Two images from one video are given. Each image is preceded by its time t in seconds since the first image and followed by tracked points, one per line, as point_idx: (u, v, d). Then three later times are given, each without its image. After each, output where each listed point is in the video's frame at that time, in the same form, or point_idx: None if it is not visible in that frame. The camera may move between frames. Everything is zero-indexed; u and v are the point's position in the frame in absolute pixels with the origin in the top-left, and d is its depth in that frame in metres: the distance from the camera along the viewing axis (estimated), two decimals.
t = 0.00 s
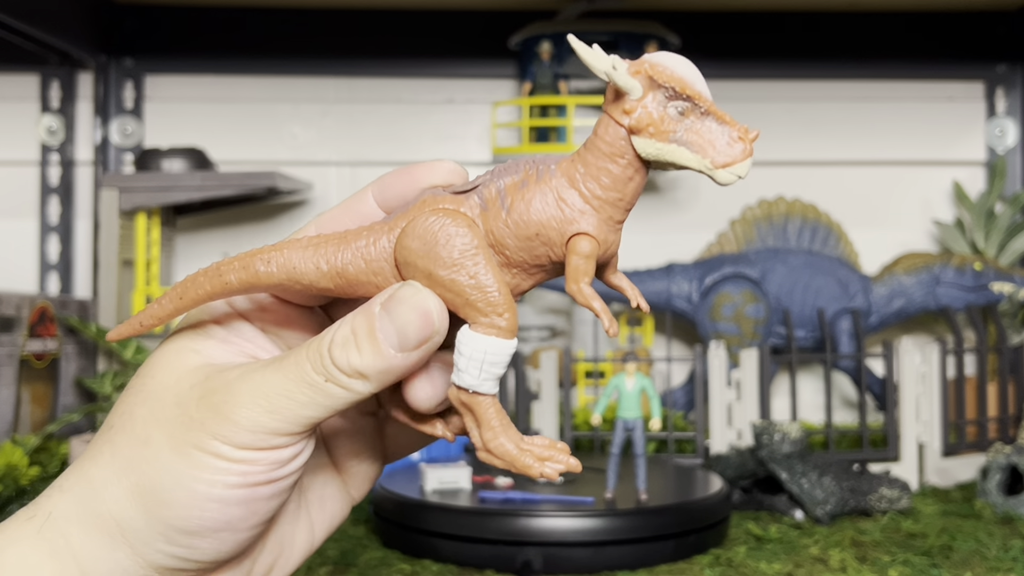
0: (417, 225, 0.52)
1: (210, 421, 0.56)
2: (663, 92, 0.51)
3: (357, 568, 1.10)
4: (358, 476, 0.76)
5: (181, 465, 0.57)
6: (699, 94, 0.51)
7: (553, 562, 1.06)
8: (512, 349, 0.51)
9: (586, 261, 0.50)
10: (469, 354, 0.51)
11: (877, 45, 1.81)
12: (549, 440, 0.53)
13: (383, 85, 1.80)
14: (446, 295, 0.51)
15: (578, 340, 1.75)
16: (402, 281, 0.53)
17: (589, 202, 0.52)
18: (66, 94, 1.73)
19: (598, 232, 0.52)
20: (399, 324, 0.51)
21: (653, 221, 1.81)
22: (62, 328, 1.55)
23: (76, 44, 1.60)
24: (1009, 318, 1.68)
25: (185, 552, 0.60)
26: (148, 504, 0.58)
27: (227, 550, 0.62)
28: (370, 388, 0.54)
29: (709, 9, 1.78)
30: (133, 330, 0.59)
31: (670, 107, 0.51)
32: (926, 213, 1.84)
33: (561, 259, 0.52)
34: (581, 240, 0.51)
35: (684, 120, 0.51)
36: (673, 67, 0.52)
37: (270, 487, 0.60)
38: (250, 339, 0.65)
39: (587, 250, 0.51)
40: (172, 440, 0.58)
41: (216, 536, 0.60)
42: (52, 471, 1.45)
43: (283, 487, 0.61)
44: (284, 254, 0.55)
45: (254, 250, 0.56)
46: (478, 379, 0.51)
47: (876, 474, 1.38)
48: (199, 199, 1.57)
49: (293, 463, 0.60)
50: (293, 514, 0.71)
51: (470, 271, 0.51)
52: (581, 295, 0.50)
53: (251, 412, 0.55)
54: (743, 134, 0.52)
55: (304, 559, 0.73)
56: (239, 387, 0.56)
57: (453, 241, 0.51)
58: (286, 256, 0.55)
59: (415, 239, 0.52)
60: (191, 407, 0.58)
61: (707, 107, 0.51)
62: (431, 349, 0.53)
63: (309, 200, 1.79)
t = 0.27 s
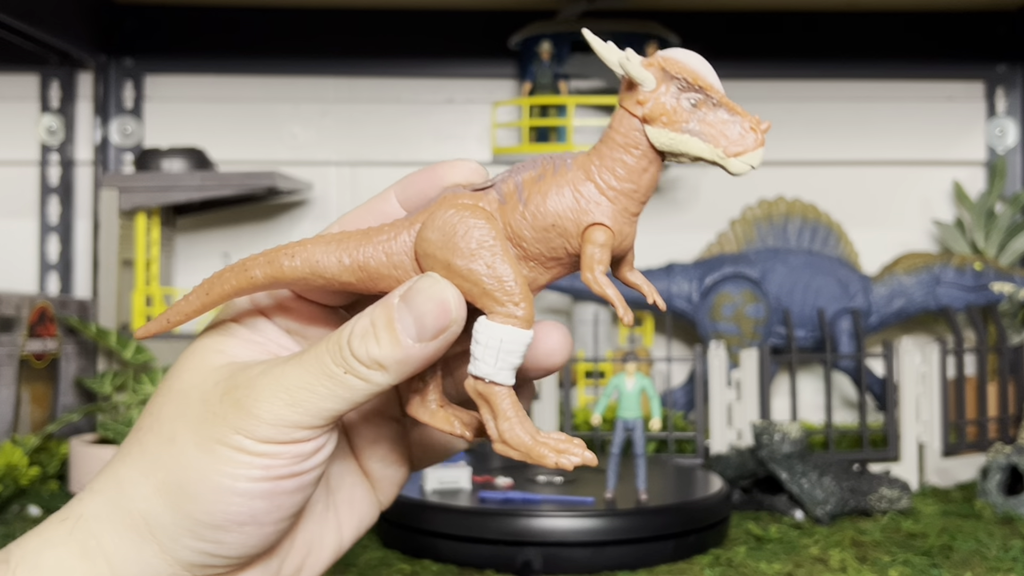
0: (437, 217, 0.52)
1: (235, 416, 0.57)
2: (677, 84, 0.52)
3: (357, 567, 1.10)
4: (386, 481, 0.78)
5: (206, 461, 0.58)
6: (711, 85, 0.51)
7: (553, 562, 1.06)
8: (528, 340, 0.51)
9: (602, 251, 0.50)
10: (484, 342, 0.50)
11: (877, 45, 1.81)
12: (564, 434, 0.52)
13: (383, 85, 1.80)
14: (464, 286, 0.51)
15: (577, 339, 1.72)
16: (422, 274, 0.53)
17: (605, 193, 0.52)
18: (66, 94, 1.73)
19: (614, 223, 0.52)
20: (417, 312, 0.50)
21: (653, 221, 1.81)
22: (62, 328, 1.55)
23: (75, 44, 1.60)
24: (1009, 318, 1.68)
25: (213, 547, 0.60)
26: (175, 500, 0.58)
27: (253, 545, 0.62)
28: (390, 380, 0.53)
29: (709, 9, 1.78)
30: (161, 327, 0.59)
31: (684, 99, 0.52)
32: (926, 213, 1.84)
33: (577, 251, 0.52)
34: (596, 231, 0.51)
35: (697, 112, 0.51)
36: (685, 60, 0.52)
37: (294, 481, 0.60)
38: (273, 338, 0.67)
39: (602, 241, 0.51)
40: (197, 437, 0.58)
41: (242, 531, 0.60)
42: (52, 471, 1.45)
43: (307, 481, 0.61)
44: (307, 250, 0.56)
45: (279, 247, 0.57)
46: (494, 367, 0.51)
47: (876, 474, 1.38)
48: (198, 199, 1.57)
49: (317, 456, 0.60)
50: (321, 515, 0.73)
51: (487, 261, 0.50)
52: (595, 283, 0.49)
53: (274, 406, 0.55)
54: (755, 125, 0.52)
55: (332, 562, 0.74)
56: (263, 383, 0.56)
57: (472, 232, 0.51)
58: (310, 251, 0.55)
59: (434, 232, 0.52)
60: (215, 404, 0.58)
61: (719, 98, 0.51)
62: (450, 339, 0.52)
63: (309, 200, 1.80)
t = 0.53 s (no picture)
0: (464, 227, 0.53)
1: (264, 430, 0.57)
2: (692, 96, 0.53)
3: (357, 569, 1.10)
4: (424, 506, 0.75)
5: (237, 477, 0.57)
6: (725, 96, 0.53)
7: (553, 563, 1.06)
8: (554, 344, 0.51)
9: (624, 257, 0.51)
10: (512, 345, 0.51)
11: (877, 45, 1.81)
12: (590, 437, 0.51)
13: (383, 85, 1.80)
14: (491, 293, 0.52)
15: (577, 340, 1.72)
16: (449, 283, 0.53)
17: (626, 201, 0.52)
18: (66, 94, 1.74)
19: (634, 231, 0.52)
20: (446, 316, 0.51)
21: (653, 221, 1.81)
22: (62, 328, 1.55)
23: (75, 44, 1.60)
24: (1009, 318, 1.68)
25: (249, 564, 0.60)
26: (211, 517, 0.58)
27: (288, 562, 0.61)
28: (418, 389, 0.53)
29: (709, 10, 1.78)
30: (192, 343, 0.60)
31: (700, 110, 0.53)
32: (926, 213, 1.84)
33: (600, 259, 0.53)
34: (618, 238, 0.51)
35: (713, 123, 0.53)
36: (699, 72, 0.53)
37: (325, 494, 0.59)
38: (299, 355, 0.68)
39: (624, 246, 0.51)
40: (228, 452, 0.58)
41: (277, 549, 0.59)
42: (51, 471, 1.46)
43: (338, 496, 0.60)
44: (335, 264, 0.56)
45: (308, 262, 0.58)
46: (521, 371, 0.51)
47: (876, 474, 1.38)
48: (198, 199, 1.57)
49: (347, 469, 0.60)
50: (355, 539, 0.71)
51: (513, 269, 0.51)
52: (617, 287, 0.50)
53: (303, 417, 0.55)
54: (767, 134, 0.53)
55: None
56: (291, 397, 0.56)
57: (498, 242, 0.52)
58: (339, 265, 0.56)
59: (460, 243, 0.52)
60: (245, 421, 0.58)
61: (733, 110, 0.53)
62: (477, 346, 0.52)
63: (309, 200, 1.80)
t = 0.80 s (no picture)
0: (465, 240, 0.54)
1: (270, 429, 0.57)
2: (676, 114, 0.54)
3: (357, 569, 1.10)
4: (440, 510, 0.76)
5: (248, 477, 0.58)
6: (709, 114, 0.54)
7: (553, 562, 1.06)
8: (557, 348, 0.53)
9: (618, 266, 0.53)
10: (516, 351, 0.52)
11: (877, 45, 1.81)
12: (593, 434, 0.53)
13: (383, 85, 1.80)
14: (493, 303, 0.53)
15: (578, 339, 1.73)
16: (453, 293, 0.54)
17: (618, 213, 0.54)
18: (66, 94, 1.73)
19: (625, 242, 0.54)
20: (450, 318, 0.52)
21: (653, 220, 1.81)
22: (62, 328, 1.55)
23: (75, 44, 1.60)
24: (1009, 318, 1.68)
25: (266, 562, 0.60)
26: (226, 518, 0.59)
27: (304, 558, 0.61)
28: (409, 383, 0.54)
29: (709, 10, 1.78)
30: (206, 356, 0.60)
31: (683, 128, 0.54)
32: (926, 213, 1.84)
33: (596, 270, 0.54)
34: (611, 248, 0.53)
35: (696, 140, 0.54)
36: (683, 91, 0.54)
37: (334, 490, 0.60)
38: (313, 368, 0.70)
39: (618, 257, 0.53)
40: (238, 453, 0.59)
41: (293, 545, 0.60)
42: (51, 471, 1.46)
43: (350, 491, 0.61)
44: (343, 279, 0.57)
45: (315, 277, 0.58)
46: (526, 375, 0.53)
47: (876, 474, 1.38)
48: (198, 199, 1.57)
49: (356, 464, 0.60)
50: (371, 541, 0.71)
51: (514, 279, 0.53)
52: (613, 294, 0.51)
53: (306, 414, 0.56)
54: (748, 148, 0.54)
55: None
56: (295, 396, 0.57)
57: (498, 254, 0.53)
58: (348, 280, 0.57)
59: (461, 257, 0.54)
60: (254, 421, 0.59)
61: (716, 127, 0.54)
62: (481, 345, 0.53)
63: (309, 200, 1.80)
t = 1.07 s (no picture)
0: (401, 268, 0.57)
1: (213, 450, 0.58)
2: (601, 147, 0.57)
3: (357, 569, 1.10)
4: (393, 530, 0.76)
5: (193, 499, 0.59)
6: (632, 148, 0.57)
7: (553, 562, 1.06)
8: (486, 373, 0.56)
9: (545, 293, 0.55)
10: (445, 375, 0.55)
11: (876, 46, 1.82)
12: (523, 455, 0.56)
13: (383, 85, 1.80)
14: (426, 328, 0.56)
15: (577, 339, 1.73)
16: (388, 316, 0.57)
17: (546, 244, 0.56)
18: (66, 95, 1.73)
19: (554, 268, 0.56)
20: (381, 340, 0.54)
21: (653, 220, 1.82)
22: (62, 328, 1.55)
23: (76, 44, 1.60)
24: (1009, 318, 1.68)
25: None
26: (174, 540, 0.60)
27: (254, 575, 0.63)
28: (338, 398, 0.55)
29: (709, 10, 1.78)
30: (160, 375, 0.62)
31: (607, 160, 0.57)
32: (925, 214, 1.84)
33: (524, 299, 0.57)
34: (538, 275, 0.55)
35: (619, 172, 0.57)
36: (607, 125, 0.58)
37: (276, 508, 0.61)
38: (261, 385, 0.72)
39: (544, 285, 0.55)
40: (181, 476, 0.60)
41: (240, 563, 0.62)
42: (51, 471, 1.46)
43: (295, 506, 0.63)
44: (286, 302, 0.60)
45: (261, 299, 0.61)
46: (455, 400, 0.56)
47: (876, 474, 1.38)
48: (199, 199, 1.57)
49: (297, 481, 0.62)
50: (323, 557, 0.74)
51: (448, 305, 0.55)
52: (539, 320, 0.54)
53: (242, 436, 0.57)
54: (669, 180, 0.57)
55: None
56: (234, 417, 0.58)
57: (431, 280, 0.56)
58: (289, 304, 0.60)
59: (398, 285, 0.57)
60: (196, 445, 0.60)
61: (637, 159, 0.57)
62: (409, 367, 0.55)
63: (309, 200, 1.80)
